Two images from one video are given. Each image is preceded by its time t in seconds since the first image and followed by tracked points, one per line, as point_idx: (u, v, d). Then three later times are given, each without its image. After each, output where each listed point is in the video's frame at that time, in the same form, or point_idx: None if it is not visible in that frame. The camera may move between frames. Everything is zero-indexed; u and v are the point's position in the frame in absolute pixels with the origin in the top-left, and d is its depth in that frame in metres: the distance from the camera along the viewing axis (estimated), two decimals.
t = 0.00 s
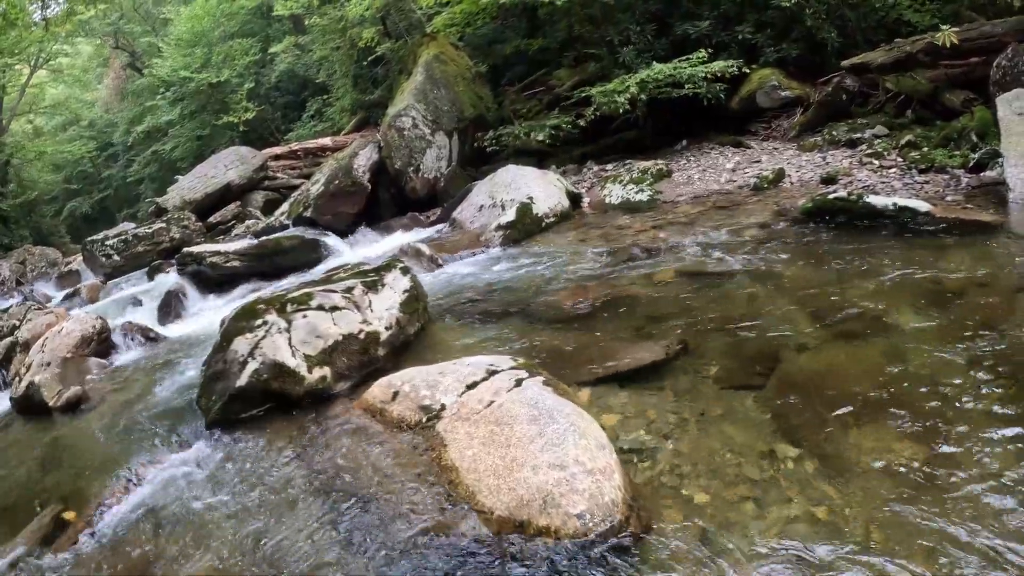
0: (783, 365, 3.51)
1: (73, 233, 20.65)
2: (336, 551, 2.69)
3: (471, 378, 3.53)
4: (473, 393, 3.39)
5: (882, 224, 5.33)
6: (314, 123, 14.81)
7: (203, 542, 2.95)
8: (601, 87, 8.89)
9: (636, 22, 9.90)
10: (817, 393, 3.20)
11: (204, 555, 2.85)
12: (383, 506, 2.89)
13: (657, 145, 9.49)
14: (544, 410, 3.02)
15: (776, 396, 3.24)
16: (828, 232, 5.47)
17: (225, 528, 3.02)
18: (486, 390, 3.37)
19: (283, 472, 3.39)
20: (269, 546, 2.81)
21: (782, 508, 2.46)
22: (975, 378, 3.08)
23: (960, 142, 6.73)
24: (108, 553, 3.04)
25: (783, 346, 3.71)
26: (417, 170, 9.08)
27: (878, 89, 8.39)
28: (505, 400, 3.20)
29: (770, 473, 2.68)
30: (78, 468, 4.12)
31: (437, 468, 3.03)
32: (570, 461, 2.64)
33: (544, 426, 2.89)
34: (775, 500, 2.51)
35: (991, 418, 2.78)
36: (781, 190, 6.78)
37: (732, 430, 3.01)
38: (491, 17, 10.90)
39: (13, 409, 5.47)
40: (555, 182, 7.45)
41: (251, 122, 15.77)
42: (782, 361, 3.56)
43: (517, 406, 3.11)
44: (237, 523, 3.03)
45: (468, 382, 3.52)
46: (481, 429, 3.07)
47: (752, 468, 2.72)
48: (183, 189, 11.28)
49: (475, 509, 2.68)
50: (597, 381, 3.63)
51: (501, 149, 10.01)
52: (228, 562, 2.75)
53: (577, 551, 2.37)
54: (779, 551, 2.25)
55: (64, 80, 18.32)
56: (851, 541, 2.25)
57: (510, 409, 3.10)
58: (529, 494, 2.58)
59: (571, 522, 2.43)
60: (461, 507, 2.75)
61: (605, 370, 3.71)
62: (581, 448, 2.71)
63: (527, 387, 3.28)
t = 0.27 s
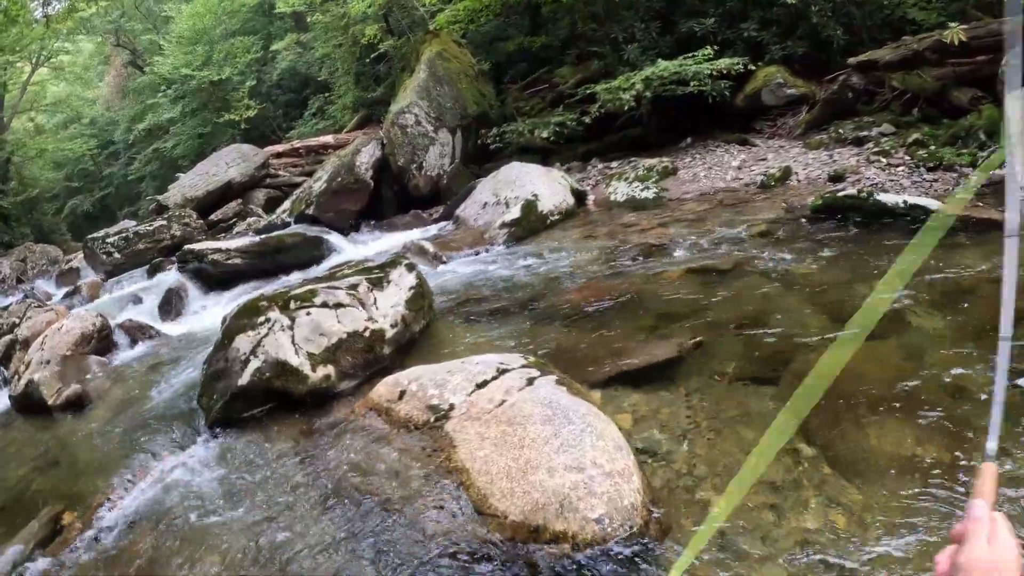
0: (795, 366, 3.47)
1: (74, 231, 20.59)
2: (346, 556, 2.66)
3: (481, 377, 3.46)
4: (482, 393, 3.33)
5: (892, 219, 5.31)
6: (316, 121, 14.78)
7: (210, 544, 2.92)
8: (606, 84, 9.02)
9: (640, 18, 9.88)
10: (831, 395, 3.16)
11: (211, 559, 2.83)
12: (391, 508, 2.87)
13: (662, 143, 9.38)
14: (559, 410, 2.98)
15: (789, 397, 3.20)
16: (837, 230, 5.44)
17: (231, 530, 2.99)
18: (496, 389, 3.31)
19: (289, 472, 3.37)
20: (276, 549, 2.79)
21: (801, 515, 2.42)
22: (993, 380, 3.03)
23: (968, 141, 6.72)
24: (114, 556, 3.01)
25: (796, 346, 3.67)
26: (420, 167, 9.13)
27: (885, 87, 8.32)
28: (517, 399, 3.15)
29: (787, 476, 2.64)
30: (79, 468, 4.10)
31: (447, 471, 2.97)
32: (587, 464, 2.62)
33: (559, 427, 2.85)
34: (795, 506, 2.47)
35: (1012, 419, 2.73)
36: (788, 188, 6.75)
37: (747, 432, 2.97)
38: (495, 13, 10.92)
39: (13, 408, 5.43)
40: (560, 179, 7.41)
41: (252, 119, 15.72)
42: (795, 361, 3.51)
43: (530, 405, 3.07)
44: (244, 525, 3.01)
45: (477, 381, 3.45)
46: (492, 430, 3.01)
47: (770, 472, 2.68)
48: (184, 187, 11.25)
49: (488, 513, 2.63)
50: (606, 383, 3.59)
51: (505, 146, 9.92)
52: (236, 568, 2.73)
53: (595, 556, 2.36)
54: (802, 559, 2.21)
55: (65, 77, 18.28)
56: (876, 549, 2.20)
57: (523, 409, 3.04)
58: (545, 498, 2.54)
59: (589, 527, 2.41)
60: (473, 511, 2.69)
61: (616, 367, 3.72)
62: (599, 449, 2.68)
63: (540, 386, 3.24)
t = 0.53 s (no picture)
0: (801, 364, 3.45)
1: (75, 228, 20.53)
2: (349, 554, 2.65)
3: (484, 375, 3.45)
4: (486, 391, 3.32)
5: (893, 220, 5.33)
6: (317, 119, 14.74)
7: (212, 542, 2.91)
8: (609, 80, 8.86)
9: (644, 15, 9.80)
10: (837, 394, 3.15)
11: (211, 558, 2.81)
12: (395, 506, 2.87)
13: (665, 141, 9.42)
14: (566, 409, 2.96)
15: (796, 396, 3.19)
16: (842, 228, 5.41)
17: (231, 529, 2.97)
18: (500, 387, 3.31)
19: (290, 470, 3.36)
20: (277, 550, 2.77)
21: (809, 515, 2.40)
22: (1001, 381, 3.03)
23: (973, 138, 6.70)
24: (112, 555, 2.98)
25: (802, 344, 3.66)
26: (421, 164, 9.11)
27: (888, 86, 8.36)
28: (521, 397, 3.15)
29: (795, 476, 2.63)
30: (77, 465, 4.07)
31: (451, 470, 2.98)
32: (596, 464, 2.58)
33: (565, 426, 2.83)
34: (803, 506, 2.46)
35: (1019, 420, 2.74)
36: (792, 186, 6.72)
37: (754, 432, 2.95)
38: (497, 11, 10.85)
39: (11, 405, 5.42)
40: (562, 176, 7.39)
41: (254, 117, 15.51)
42: (801, 360, 3.50)
43: (534, 403, 3.06)
44: (245, 524, 2.99)
45: (481, 379, 3.45)
46: (497, 429, 3.02)
47: (777, 472, 2.67)
48: (185, 184, 11.23)
49: (492, 514, 2.62)
50: (612, 376, 3.58)
51: (506, 144, 9.89)
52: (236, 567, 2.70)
53: (603, 558, 2.32)
54: (811, 560, 2.20)
55: (65, 75, 18.28)
56: (887, 550, 2.20)
57: (528, 408, 3.04)
58: (551, 499, 2.50)
59: (597, 529, 2.36)
60: (477, 511, 2.69)
61: (623, 363, 3.69)
62: (607, 449, 2.65)
63: (545, 383, 3.22)
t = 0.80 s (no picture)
0: (803, 363, 3.45)
1: (74, 226, 20.48)
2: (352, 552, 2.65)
3: (486, 373, 3.44)
4: (487, 390, 3.32)
5: (895, 220, 5.30)
6: (317, 117, 14.71)
7: (215, 540, 2.90)
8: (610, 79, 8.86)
9: (644, 15, 9.82)
10: (842, 394, 3.14)
11: (213, 556, 2.80)
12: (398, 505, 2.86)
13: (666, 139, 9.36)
14: (569, 408, 2.96)
15: (800, 396, 3.18)
16: (845, 227, 5.39)
17: (234, 528, 2.96)
18: (502, 385, 3.30)
19: (291, 468, 3.35)
20: (277, 549, 2.76)
21: (817, 514, 2.40)
22: (1007, 381, 3.03)
23: (975, 138, 6.70)
24: (115, 553, 2.98)
25: (804, 343, 3.65)
26: (422, 162, 9.07)
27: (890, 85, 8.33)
28: (523, 395, 3.15)
29: (798, 475, 2.63)
30: (76, 463, 4.06)
31: (453, 470, 2.97)
32: (600, 463, 2.58)
33: (569, 425, 2.83)
34: (810, 505, 2.45)
35: None
36: (794, 185, 6.70)
37: (756, 431, 2.95)
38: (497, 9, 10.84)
39: (9, 403, 5.40)
40: (562, 174, 7.37)
41: (253, 115, 15.61)
42: (803, 359, 3.50)
43: (536, 402, 3.05)
44: (248, 522, 2.98)
45: (482, 377, 3.44)
46: (499, 427, 3.02)
47: (782, 471, 2.66)
48: (184, 181, 11.22)
49: (495, 513, 2.61)
50: (614, 375, 3.58)
51: (507, 142, 9.85)
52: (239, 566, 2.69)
53: (608, 557, 2.31)
54: (818, 559, 2.20)
55: (66, 72, 18.26)
56: (895, 549, 2.19)
57: (530, 407, 3.04)
58: (555, 499, 2.50)
59: (601, 529, 2.35)
60: (479, 510, 2.68)
61: (626, 362, 3.68)
62: (612, 448, 2.65)
63: (548, 382, 3.22)
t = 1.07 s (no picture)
0: (806, 361, 3.45)
1: (73, 224, 20.43)
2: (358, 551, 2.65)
3: (491, 370, 3.44)
4: (492, 387, 3.31)
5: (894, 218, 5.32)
6: (317, 115, 14.69)
7: (219, 537, 2.91)
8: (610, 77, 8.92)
9: (644, 13, 9.80)
10: (846, 392, 3.13)
11: (216, 554, 2.79)
12: (403, 502, 2.85)
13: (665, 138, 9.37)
14: (575, 405, 2.93)
15: (805, 393, 3.18)
16: (848, 224, 5.40)
17: (239, 526, 2.96)
18: (507, 383, 3.29)
19: (296, 466, 3.35)
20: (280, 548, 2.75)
21: (820, 509, 2.41)
22: (1013, 381, 3.03)
23: (975, 138, 6.70)
24: (121, 550, 2.98)
25: (807, 341, 3.65)
26: (421, 160, 9.05)
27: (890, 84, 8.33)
28: (529, 393, 3.13)
29: (803, 473, 2.62)
30: (77, 462, 4.05)
31: (457, 467, 2.97)
32: (607, 460, 2.56)
33: (575, 422, 2.80)
34: (814, 502, 2.46)
35: None
36: (795, 183, 6.70)
37: (760, 428, 2.95)
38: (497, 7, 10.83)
39: (9, 401, 5.39)
40: (563, 172, 7.36)
41: (252, 112, 15.59)
42: (806, 357, 3.50)
43: (542, 400, 3.03)
44: (254, 520, 2.98)
45: (487, 374, 3.43)
46: (505, 425, 3.01)
47: (787, 469, 2.67)
48: (184, 179, 11.20)
49: (503, 511, 2.60)
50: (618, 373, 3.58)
51: (507, 141, 9.83)
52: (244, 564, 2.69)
53: (616, 554, 2.32)
54: (826, 556, 2.20)
55: (65, 69, 18.23)
56: (903, 547, 2.19)
57: (536, 404, 3.02)
58: (562, 496, 2.49)
59: (609, 526, 2.37)
60: (487, 508, 2.67)
61: (629, 361, 3.68)
62: (619, 445, 2.63)
63: (553, 379, 3.19)
